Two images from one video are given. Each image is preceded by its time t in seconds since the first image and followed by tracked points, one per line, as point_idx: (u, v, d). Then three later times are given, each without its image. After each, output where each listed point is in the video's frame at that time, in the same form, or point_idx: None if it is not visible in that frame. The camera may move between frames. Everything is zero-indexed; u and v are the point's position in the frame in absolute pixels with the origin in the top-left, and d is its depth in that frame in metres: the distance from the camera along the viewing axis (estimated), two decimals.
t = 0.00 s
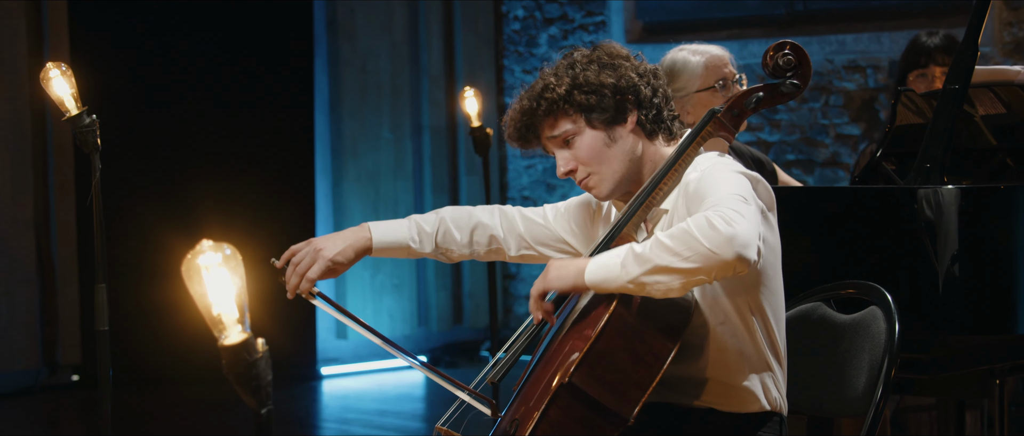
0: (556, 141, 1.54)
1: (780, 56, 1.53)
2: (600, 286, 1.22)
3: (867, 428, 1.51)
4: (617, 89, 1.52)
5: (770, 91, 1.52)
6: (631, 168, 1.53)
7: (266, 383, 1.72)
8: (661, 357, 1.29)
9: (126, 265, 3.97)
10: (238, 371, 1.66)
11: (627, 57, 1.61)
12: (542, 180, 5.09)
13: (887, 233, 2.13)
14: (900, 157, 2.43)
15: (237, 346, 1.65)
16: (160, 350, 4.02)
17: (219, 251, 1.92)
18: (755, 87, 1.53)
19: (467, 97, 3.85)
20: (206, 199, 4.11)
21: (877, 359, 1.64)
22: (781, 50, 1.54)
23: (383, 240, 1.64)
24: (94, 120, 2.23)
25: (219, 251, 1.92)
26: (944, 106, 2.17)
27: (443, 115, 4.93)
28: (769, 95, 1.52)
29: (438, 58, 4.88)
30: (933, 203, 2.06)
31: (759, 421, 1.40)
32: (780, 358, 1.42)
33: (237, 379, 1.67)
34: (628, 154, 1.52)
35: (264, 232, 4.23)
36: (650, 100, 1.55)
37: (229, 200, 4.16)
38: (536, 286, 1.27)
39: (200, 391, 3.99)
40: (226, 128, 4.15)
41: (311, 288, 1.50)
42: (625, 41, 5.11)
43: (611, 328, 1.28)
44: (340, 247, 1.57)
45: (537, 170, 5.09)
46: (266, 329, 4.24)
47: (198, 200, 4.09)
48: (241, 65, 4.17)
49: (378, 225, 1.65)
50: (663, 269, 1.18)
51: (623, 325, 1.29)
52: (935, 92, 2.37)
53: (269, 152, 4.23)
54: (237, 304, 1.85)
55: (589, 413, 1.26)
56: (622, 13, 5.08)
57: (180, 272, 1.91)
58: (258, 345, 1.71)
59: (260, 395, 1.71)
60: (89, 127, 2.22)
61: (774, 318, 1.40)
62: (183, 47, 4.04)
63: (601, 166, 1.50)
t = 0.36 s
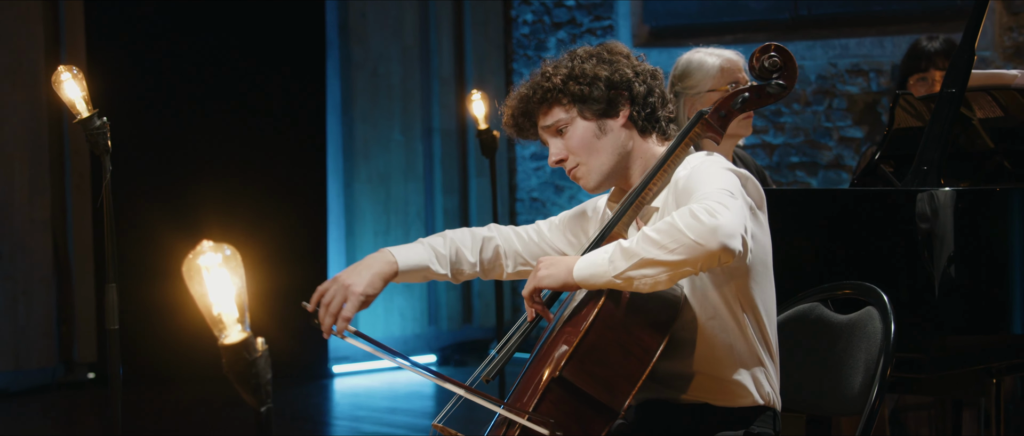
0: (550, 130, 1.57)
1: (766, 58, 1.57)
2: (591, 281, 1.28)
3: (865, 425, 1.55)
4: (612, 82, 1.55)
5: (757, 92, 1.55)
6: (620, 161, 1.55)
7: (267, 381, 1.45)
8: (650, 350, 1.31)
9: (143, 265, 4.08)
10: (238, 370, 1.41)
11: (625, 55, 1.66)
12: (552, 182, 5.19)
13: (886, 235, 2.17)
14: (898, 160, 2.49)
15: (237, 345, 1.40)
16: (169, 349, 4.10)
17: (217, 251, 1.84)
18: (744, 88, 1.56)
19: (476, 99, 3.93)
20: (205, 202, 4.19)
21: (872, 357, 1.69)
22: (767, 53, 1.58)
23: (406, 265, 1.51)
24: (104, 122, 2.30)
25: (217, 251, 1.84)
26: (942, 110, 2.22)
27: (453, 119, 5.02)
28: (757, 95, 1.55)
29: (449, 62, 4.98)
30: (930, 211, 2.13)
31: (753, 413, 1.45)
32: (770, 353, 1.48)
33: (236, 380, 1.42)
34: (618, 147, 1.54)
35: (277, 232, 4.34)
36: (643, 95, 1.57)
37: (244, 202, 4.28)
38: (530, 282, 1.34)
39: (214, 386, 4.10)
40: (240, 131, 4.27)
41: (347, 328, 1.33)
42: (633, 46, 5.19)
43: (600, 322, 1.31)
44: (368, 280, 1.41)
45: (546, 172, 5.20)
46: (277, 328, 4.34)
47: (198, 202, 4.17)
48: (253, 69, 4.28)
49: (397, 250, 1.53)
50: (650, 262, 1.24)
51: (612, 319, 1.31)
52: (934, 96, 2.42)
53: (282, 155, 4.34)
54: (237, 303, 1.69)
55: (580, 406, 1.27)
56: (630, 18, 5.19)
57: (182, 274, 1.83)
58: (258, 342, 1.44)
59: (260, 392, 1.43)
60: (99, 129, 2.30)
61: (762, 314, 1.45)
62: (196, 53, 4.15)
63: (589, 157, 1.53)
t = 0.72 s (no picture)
0: (547, 123, 1.65)
1: (756, 62, 1.61)
2: (593, 273, 1.34)
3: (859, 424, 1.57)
4: (608, 80, 1.62)
5: (748, 96, 1.61)
6: (611, 157, 1.61)
7: (267, 381, 1.37)
8: (643, 347, 1.36)
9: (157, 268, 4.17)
10: (237, 372, 1.33)
11: (626, 56, 1.73)
12: (558, 185, 5.26)
13: (881, 237, 2.23)
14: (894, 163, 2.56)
15: (238, 345, 1.32)
16: (173, 349, 4.19)
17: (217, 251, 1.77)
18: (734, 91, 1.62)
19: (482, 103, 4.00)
20: (205, 203, 4.25)
21: (867, 357, 1.72)
22: (758, 56, 1.62)
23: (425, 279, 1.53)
24: (114, 126, 2.39)
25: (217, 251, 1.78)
26: (936, 114, 2.28)
27: (461, 122, 5.12)
28: (748, 99, 1.61)
29: (457, 66, 5.09)
30: (924, 217, 2.19)
31: (745, 409, 1.52)
32: (764, 351, 1.54)
33: (236, 378, 1.33)
34: (609, 143, 1.60)
35: (289, 233, 4.46)
36: (639, 94, 1.63)
37: (257, 203, 4.39)
38: (529, 278, 1.39)
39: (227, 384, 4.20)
40: (253, 135, 4.38)
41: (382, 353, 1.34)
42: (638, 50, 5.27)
43: (593, 320, 1.37)
44: (394, 304, 1.43)
45: (553, 175, 5.28)
46: (288, 328, 4.43)
47: (198, 203, 4.23)
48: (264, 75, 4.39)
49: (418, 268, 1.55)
50: (652, 257, 1.30)
51: (607, 317, 1.37)
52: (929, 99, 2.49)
53: (293, 158, 4.46)
54: (238, 304, 1.62)
55: (575, 402, 1.34)
56: (635, 23, 5.23)
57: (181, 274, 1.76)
58: (257, 344, 1.37)
59: (261, 393, 1.35)
60: (109, 133, 2.39)
61: (754, 311, 1.51)
62: (208, 58, 4.24)
63: (580, 151, 1.59)
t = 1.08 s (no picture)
0: (549, 117, 1.72)
1: (751, 66, 1.65)
2: (591, 273, 1.36)
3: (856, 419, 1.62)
4: (609, 79, 1.69)
5: (743, 101, 1.64)
6: (607, 154, 1.67)
7: (267, 380, 1.36)
8: (640, 346, 1.40)
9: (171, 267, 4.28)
10: (238, 371, 1.32)
11: (631, 59, 1.80)
12: (564, 187, 5.35)
13: (876, 239, 2.29)
14: (891, 165, 2.59)
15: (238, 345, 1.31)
16: (177, 349, 4.29)
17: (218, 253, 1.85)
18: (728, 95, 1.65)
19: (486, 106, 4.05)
20: (205, 205, 4.32)
21: (863, 355, 1.78)
22: (753, 61, 1.66)
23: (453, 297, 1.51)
24: (123, 129, 2.49)
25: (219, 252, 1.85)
26: (931, 117, 2.34)
27: (469, 125, 5.20)
28: (742, 104, 1.64)
29: (465, 69, 5.17)
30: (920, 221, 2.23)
31: (741, 405, 1.57)
32: (757, 350, 1.60)
33: (236, 378, 1.33)
34: (604, 140, 1.66)
35: (300, 235, 4.56)
36: (638, 95, 1.69)
37: (267, 205, 4.48)
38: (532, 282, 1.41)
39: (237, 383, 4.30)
40: (265, 138, 4.47)
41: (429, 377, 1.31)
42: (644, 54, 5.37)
43: (591, 319, 1.39)
44: (440, 326, 1.42)
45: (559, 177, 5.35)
46: (301, 327, 4.56)
47: (198, 205, 4.30)
48: (277, 81, 4.49)
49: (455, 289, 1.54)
50: (650, 257, 1.33)
51: (604, 316, 1.40)
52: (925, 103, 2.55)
53: (306, 161, 4.57)
54: (238, 304, 1.65)
55: (573, 401, 1.36)
56: (640, 27, 5.31)
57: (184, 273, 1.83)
58: (256, 343, 1.36)
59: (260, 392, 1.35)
60: (118, 135, 2.48)
61: (748, 310, 1.58)
62: (220, 64, 4.34)
63: (576, 146, 1.66)
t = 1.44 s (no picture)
0: (553, 116, 1.79)
1: (749, 71, 1.68)
2: (587, 275, 1.43)
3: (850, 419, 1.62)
4: (614, 79, 1.74)
5: (740, 103, 1.68)
6: (608, 154, 1.73)
7: (265, 379, 1.50)
8: (637, 346, 1.47)
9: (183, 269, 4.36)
10: (237, 369, 1.46)
11: (637, 60, 1.86)
12: (570, 189, 5.54)
13: (873, 241, 2.35)
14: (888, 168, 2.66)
15: (237, 344, 1.45)
16: (179, 351, 4.36)
17: (217, 254, 2.00)
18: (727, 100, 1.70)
19: (490, 110, 4.12)
20: (205, 207, 4.38)
21: (857, 354, 1.82)
22: (751, 65, 1.69)
23: (455, 305, 1.59)
24: (132, 132, 2.55)
25: (218, 254, 2.00)
26: (928, 121, 2.38)
27: (477, 128, 5.39)
28: (740, 107, 1.68)
29: (474, 73, 5.38)
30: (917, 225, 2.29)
31: (739, 404, 1.63)
32: (754, 348, 1.64)
33: (236, 377, 1.47)
34: (606, 140, 1.73)
35: (312, 236, 4.65)
36: (642, 97, 1.75)
37: (280, 207, 4.58)
38: (534, 291, 1.49)
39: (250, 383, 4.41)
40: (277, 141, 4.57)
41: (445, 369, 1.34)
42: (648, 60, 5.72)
43: (590, 319, 1.46)
44: (449, 328, 1.48)
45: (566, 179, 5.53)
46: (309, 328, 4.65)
47: (199, 207, 4.35)
48: (289, 86, 4.58)
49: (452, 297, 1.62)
50: (643, 257, 1.39)
51: (603, 317, 1.47)
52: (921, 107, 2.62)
53: (316, 164, 4.65)
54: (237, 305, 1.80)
55: (574, 399, 1.42)
56: (645, 33, 5.64)
57: (186, 274, 2.02)
58: (256, 343, 1.50)
59: (259, 390, 1.49)
60: (128, 138, 2.54)
61: (748, 311, 1.62)
62: (233, 69, 4.43)
63: (578, 145, 1.73)
